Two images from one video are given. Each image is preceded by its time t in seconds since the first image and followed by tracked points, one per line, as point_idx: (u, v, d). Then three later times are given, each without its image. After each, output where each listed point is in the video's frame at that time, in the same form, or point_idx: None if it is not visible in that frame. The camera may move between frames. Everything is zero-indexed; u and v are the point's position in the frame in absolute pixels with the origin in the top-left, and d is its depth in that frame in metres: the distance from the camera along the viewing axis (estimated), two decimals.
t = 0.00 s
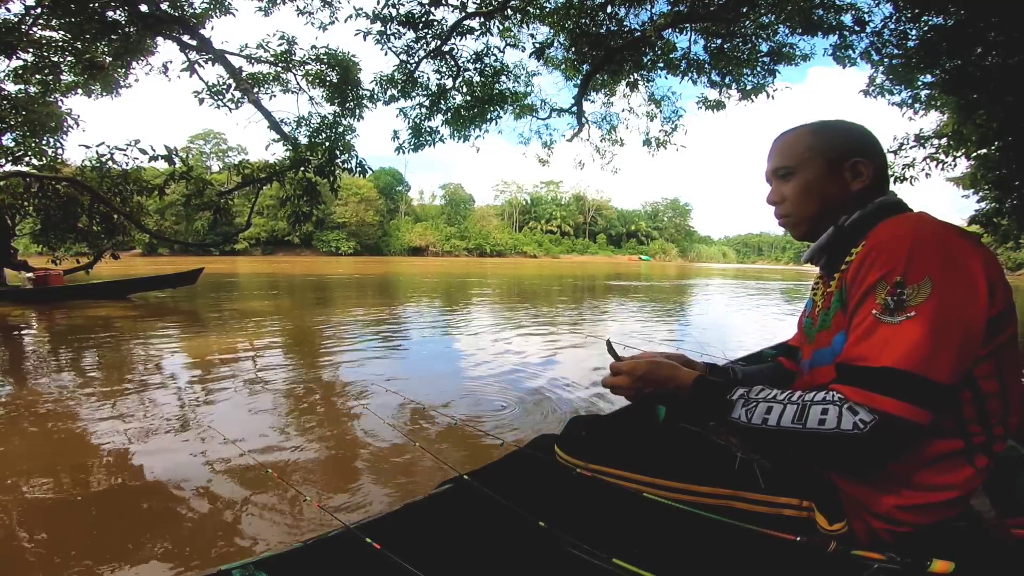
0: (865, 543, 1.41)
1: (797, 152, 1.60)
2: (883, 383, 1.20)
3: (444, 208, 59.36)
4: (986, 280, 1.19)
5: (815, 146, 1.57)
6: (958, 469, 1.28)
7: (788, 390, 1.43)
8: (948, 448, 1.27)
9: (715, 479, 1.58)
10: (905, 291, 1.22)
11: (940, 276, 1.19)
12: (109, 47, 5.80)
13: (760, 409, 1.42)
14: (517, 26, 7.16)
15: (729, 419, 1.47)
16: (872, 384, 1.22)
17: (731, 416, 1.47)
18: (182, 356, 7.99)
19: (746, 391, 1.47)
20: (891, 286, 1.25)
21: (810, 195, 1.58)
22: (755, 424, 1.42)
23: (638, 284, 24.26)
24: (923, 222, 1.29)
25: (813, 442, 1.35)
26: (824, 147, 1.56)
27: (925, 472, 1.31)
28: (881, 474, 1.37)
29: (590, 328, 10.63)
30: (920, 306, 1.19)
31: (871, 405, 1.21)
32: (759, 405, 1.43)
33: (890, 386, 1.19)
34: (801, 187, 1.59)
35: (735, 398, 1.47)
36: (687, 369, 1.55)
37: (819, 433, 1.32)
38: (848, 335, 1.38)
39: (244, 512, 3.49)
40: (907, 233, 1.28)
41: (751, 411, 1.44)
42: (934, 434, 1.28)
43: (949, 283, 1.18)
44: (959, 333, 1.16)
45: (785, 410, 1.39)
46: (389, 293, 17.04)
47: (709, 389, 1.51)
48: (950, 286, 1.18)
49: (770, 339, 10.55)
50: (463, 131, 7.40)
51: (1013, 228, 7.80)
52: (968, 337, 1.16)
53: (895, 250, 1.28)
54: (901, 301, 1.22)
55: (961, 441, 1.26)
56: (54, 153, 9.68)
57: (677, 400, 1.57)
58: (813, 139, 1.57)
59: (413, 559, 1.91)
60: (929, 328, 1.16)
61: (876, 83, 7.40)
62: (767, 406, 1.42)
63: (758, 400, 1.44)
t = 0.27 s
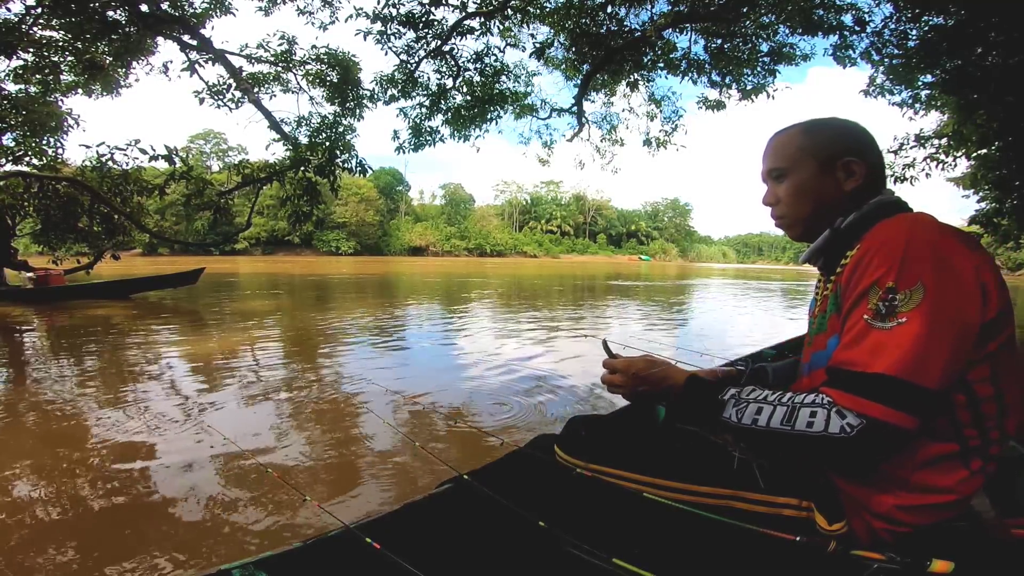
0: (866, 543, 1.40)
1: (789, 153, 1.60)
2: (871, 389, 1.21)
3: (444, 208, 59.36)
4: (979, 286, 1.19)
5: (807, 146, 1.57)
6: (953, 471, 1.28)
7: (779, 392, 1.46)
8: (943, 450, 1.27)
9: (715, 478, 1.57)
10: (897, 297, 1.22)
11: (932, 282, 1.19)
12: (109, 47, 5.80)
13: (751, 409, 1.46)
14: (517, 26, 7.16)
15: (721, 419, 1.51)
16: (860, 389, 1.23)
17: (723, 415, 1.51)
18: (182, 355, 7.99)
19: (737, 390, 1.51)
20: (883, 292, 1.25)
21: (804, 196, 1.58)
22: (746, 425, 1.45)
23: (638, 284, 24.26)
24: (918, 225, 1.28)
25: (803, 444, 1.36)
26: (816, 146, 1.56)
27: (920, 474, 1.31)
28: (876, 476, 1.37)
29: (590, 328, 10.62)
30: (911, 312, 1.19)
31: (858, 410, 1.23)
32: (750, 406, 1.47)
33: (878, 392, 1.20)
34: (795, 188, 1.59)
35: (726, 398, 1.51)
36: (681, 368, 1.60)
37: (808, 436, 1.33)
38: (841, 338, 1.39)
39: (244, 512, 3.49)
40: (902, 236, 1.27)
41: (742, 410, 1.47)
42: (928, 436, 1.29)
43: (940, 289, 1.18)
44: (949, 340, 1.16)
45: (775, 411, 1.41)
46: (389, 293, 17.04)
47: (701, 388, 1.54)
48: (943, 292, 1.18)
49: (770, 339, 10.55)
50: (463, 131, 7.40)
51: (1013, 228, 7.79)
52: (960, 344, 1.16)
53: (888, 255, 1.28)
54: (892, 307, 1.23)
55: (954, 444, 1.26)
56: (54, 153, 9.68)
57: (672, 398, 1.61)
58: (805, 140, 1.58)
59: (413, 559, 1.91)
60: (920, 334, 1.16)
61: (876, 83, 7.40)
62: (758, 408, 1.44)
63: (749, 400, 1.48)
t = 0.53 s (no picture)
0: (866, 543, 1.40)
1: (767, 169, 1.62)
2: (859, 395, 1.21)
3: (444, 208, 59.36)
4: (972, 290, 1.18)
5: (781, 160, 1.59)
6: (949, 473, 1.27)
7: (772, 394, 1.46)
8: (935, 453, 1.26)
9: (715, 479, 1.57)
10: (887, 303, 1.22)
11: (922, 288, 1.19)
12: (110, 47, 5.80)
13: (743, 411, 1.46)
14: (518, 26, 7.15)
15: (716, 420, 1.51)
16: (848, 395, 1.24)
17: (717, 417, 1.52)
18: (182, 355, 7.99)
19: (731, 392, 1.52)
20: (875, 298, 1.25)
21: (791, 208, 1.59)
22: (738, 427, 1.46)
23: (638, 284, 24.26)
24: (910, 229, 1.28)
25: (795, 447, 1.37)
26: (789, 159, 1.57)
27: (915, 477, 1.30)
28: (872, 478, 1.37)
29: (590, 328, 10.62)
30: (901, 318, 1.19)
31: (848, 415, 1.23)
32: (742, 408, 1.47)
33: (865, 398, 1.20)
34: (779, 203, 1.61)
35: (720, 400, 1.52)
36: (678, 367, 1.61)
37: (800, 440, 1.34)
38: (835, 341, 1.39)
39: (244, 512, 3.49)
40: (894, 242, 1.26)
41: (735, 412, 1.48)
42: (920, 439, 1.28)
43: (930, 295, 1.18)
44: (938, 347, 1.15)
45: (767, 413, 1.42)
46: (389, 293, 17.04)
47: (694, 390, 1.56)
48: (933, 297, 1.17)
49: (770, 339, 10.55)
50: (464, 130, 7.40)
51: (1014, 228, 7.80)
52: (949, 350, 1.16)
53: (880, 260, 1.27)
54: (883, 313, 1.22)
55: (948, 447, 1.25)
56: (54, 153, 9.68)
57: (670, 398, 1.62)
58: (783, 152, 1.58)
59: (414, 560, 1.91)
60: (909, 341, 1.16)
61: (876, 83, 7.40)
62: (750, 410, 1.45)
63: (742, 402, 1.48)
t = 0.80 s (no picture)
0: (865, 543, 1.40)
1: (764, 171, 1.66)
2: (855, 396, 1.21)
3: (444, 208, 59.36)
4: (968, 291, 1.18)
5: (773, 163, 1.62)
6: (947, 473, 1.27)
7: (769, 394, 1.46)
8: (934, 453, 1.26)
9: (714, 479, 1.57)
10: (885, 303, 1.22)
11: (919, 288, 1.18)
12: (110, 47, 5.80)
13: (740, 411, 1.46)
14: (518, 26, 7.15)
15: (713, 420, 1.51)
16: (845, 395, 1.23)
17: (714, 416, 1.51)
18: (182, 355, 7.99)
19: (728, 391, 1.52)
20: (872, 298, 1.25)
21: (786, 210, 1.63)
22: (735, 426, 1.45)
23: (638, 284, 24.25)
24: (908, 229, 1.27)
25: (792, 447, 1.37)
26: (780, 163, 1.60)
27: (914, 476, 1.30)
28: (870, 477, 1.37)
29: (590, 328, 10.62)
30: (898, 318, 1.18)
31: (843, 415, 1.23)
32: (739, 407, 1.47)
33: (862, 398, 1.20)
34: (775, 205, 1.65)
35: (717, 398, 1.52)
36: (677, 366, 1.61)
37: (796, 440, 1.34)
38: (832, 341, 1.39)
39: (243, 512, 3.48)
40: (892, 242, 1.26)
41: (731, 411, 1.47)
42: (917, 439, 1.27)
43: (927, 295, 1.17)
44: (935, 347, 1.15)
45: (764, 413, 1.41)
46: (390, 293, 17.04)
47: (692, 390, 1.56)
48: (930, 298, 1.17)
49: (770, 339, 10.55)
50: (464, 130, 7.40)
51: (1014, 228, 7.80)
52: (946, 350, 1.16)
53: (877, 260, 1.27)
54: (880, 313, 1.22)
55: (945, 447, 1.25)
56: (55, 153, 9.68)
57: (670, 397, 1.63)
58: (783, 152, 1.60)
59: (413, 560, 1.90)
60: (906, 341, 1.16)
61: (877, 83, 7.40)
62: (747, 409, 1.45)
63: (739, 402, 1.48)
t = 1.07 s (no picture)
0: (865, 542, 1.40)
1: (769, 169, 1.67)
2: (855, 394, 1.21)
3: (444, 208, 59.34)
4: (970, 292, 1.17)
5: (777, 162, 1.63)
6: (946, 473, 1.27)
7: (769, 392, 1.46)
8: (933, 453, 1.26)
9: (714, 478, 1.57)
10: (886, 302, 1.22)
11: (921, 287, 1.18)
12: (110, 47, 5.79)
13: (739, 409, 1.45)
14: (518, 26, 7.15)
15: (713, 418, 1.50)
16: (844, 394, 1.23)
17: (713, 414, 1.50)
18: (182, 355, 7.98)
19: (728, 389, 1.51)
20: (873, 297, 1.24)
21: (788, 208, 1.63)
22: (734, 424, 1.45)
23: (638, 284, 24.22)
24: (910, 229, 1.27)
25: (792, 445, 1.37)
26: (784, 161, 1.61)
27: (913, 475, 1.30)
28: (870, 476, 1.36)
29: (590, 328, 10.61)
30: (899, 318, 1.18)
31: (842, 414, 1.23)
32: (738, 405, 1.46)
33: (861, 397, 1.20)
34: (779, 203, 1.66)
35: (717, 396, 1.51)
36: (677, 365, 1.61)
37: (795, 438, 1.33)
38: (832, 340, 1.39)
39: (243, 512, 3.48)
40: (894, 242, 1.26)
41: (730, 410, 1.47)
42: (916, 439, 1.27)
43: (929, 295, 1.17)
44: (935, 347, 1.15)
45: (763, 411, 1.41)
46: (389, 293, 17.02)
47: (692, 388, 1.55)
48: (931, 298, 1.17)
49: (770, 339, 10.54)
50: (464, 130, 7.39)
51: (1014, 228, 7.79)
52: (946, 350, 1.16)
53: (879, 259, 1.27)
54: (881, 312, 1.22)
55: (944, 446, 1.25)
56: (55, 153, 9.68)
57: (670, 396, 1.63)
58: (788, 151, 1.61)
59: (413, 559, 1.90)
60: (907, 341, 1.16)
61: (877, 83, 7.40)
62: (746, 407, 1.45)
63: (739, 400, 1.47)
